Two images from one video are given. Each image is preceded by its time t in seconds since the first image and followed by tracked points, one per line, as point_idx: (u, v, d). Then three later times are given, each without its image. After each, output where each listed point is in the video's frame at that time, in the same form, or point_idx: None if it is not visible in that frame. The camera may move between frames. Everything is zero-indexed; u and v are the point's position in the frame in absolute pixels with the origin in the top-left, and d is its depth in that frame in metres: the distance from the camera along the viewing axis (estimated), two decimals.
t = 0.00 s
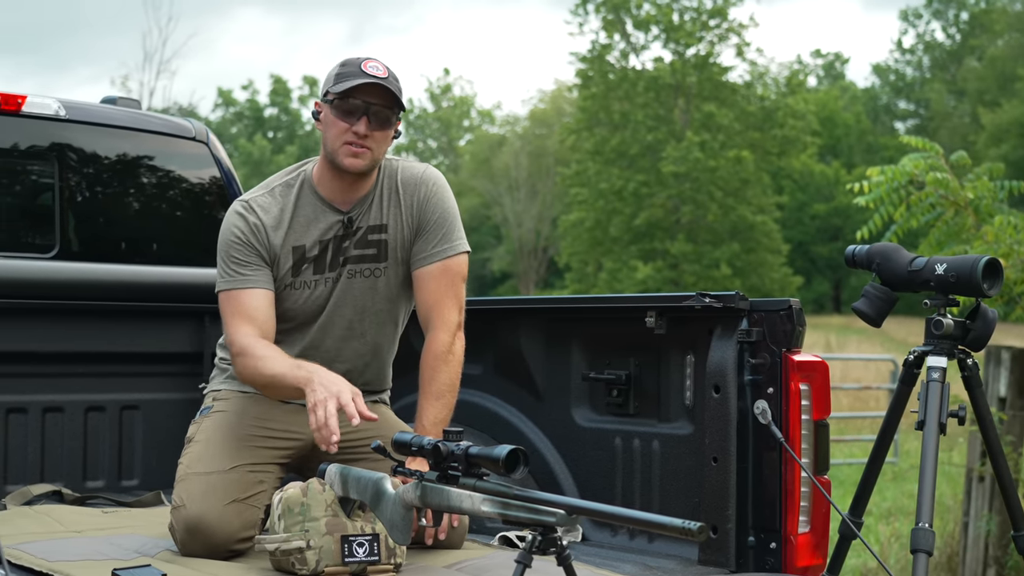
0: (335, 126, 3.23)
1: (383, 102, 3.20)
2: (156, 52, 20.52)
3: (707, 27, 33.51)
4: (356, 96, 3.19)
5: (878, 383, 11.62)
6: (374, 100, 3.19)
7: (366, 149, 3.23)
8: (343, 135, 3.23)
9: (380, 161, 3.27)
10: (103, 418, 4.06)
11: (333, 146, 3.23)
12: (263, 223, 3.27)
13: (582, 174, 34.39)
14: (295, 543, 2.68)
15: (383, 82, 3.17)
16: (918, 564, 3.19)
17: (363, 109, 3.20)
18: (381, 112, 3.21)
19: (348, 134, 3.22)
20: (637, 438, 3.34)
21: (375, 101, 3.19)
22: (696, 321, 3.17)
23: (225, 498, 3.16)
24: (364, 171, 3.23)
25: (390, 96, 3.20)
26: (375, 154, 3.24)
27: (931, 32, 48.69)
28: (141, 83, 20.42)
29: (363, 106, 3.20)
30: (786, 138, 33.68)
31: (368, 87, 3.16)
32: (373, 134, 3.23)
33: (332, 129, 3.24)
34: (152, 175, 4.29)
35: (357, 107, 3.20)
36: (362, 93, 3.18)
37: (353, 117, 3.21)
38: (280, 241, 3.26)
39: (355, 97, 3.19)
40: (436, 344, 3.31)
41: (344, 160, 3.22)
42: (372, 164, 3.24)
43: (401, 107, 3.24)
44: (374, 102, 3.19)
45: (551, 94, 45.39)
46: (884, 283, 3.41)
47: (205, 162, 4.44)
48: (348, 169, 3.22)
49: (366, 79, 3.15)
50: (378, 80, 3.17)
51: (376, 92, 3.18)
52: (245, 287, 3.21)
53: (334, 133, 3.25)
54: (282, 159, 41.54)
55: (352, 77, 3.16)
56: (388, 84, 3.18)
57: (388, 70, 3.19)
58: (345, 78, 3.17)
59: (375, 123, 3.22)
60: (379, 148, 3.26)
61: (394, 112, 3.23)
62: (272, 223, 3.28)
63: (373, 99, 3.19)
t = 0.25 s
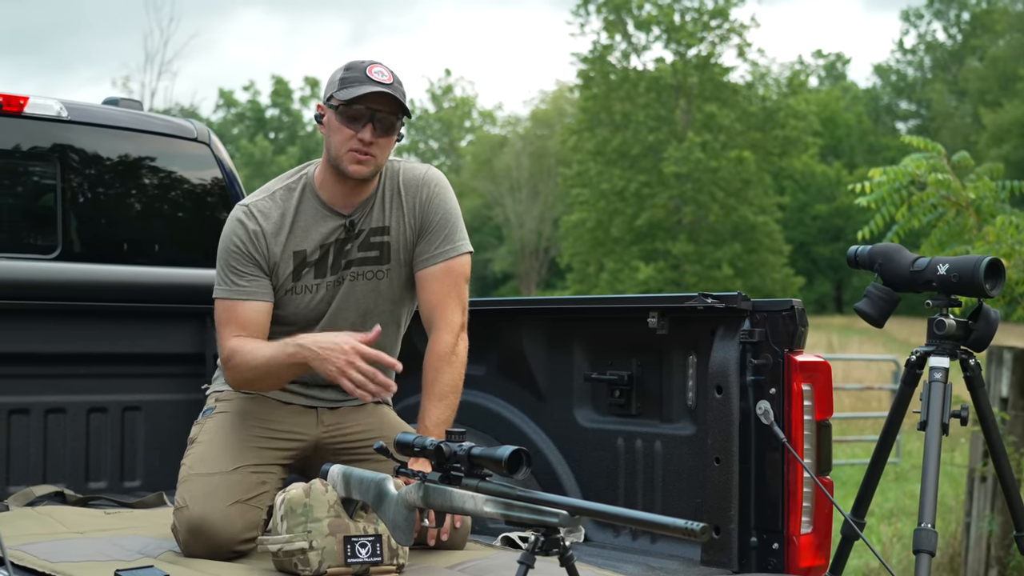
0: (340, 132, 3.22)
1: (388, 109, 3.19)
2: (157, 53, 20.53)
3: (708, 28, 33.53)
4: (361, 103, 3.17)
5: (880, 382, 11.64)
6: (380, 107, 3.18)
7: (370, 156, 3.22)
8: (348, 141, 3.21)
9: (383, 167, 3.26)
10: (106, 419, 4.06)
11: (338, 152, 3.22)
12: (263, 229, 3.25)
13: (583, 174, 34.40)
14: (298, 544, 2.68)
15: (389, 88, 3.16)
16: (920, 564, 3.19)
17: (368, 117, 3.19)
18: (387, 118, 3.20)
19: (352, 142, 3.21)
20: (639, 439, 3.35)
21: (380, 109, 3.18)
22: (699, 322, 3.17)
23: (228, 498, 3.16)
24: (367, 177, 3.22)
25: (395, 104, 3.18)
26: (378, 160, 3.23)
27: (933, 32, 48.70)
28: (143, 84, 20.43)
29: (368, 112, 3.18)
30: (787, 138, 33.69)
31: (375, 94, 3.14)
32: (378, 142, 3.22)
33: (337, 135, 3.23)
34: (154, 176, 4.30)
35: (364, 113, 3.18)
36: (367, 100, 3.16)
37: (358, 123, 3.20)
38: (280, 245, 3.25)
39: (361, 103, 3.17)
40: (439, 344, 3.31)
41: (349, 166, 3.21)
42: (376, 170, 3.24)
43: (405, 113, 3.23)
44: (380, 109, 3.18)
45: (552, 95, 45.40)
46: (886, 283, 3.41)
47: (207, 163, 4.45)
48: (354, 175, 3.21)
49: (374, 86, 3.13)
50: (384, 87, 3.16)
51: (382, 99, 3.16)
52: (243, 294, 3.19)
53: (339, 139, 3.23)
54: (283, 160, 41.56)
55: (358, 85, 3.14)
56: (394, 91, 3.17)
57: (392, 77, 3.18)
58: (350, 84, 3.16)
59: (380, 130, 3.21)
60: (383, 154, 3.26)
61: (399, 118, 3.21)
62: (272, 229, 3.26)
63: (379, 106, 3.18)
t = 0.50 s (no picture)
0: (340, 135, 3.24)
1: (387, 111, 3.22)
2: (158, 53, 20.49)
3: (710, 28, 33.54)
4: (361, 105, 3.20)
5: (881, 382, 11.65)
6: (380, 108, 3.21)
7: (371, 158, 3.24)
8: (349, 145, 3.23)
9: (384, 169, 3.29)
10: (108, 419, 4.07)
11: (338, 155, 3.23)
12: (261, 230, 3.27)
13: (584, 174, 34.36)
14: (301, 543, 2.68)
15: (388, 90, 3.19)
16: (923, 565, 3.18)
17: (368, 118, 3.22)
18: (386, 119, 3.23)
19: (353, 145, 3.23)
20: (642, 438, 3.34)
21: (380, 110, 3.20)
22: (701, 321, 3.17)
23: (231, 499, 3.16)
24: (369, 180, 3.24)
25: (393, 104, 3.21)
26: (380, 162, 3.26)
27: (933, 32, 48.70)
28: (143, 84, 20.41)
29: (369, 116, 3.22)
30: (788, 138, 33.68)
31: (376, 97, 3.18)
32: (378, 142, 3.25)
33: (336, 137, 3.25)
34: (156, 177, 4.30)
35: (365, 117, 3.21)
36: (368, 102, 3.19)
37: (357, 125, 3.22)
38: (278, 249, 3.27)
39: (362, 106, 3.20)
40: (440, 345, 3.31)
41: (349, 169, 3.22)
42: (376, 172, 3.26)
43: (403, 114, 3.26)
44: (379, 111, 3.21)
45: (553, 95, 45.37)
46: (889, 283, 3.41)
47: (209, 163, 4.45)
48: (355, 179, 3.23)
49: (374, 89, 3.17)
50: (383, 88, 3.19)
51: (382, 102, 3.19)
52: (238, 303, 3.27)
53: (339, 142, 3.25)
54: (284, 160, 41.53)
55: (358, 87, 3.18)
56: (392, 92, 3.21)
57: (389, 77, 3.22)
58: (349, 86, 3.19)
59: (380, 132, 3.24)
60: (382, 156, 3.28)
61: (398, 118, 3.25)
62: (271, 232, 3.28)
63: (378, 108, 3.21)
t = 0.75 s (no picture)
0: (339, 142, 3.21)
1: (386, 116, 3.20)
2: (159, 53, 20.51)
3: (710, 29, 33.55)
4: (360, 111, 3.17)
5: (882, 383, 11.64)
6: (380, 114, 3.19)
7: (371, 162, 3.21)
8: (353, 152, 3.20)
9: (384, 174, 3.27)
10: (109, 420, 4.06)
11: (337, 160, 3.21)
12: (256, 236, 3.28)
13: (585, 175, 34.33)
14: (304, 545, 2.69)
15: (387, 95, 3.18)
16: (925, 565, 3.18)
17: (368, 123, 3.19)
18: (385, 124, 3.22)
19: (355, 152, 3.20)
20: (643, 439, 3.35)
21: (379, 116, 3.19)
22: (703, 323, 3.17)
23: (234, 499, 3.16)
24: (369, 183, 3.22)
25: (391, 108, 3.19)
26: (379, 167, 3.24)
27: (934, 33, 48.72)
28: (144, 85, 20.42)
29: (371, 123, 3.20)
30: (789, 139, 33.69)
31: (378, 103, 3.16)
32: (377, 147, 3.22)
33: (334, 144, 3.23)
34: (157, 177, 4.31)
35: (366, 124, 3.20)
36: (367, 109, 3.17)
37: (357, 132, 3.20)
38: (274, 254, 3.28)
39: (365, 112, 3.17)
40: (438, 344, 3.30)
41: (351, 175, 3.20)
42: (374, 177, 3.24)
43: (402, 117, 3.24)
44: (381, 117, 3.19)
45: (554, 96, 45.35)
46: (891, 284, 3.41)
47: (211, 164, 4.46)
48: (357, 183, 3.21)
49: (375, 95, 3.16)
50: (381, 93, 3.18)
51: (384, 108, 3.18)
52: (235, 312, 3.28)
53: (340, 150, 3.21)
54: (285, 161, 41.52)
55: (358, 92, 3.16)
56: (389, 96, 3.20)
57: (386, 81, 3.21)
58: (348, 92, 3.17)
59: (379, 137, 3.23)
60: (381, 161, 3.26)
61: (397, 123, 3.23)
62: (266, 238, 3.29)
63: (378, 113, 3.18)
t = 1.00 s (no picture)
0: (323, 145, 3.20)
1: (368, 120, 3.16)
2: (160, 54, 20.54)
3: (710, 30, 33.54)
4: (341, 114, 3.15)
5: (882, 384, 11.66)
6: (360, 117, 3.15)
7: (353, 166, 3.19)
8: (331, 154, 3.19)
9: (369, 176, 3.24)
10: (110, 421, 4.07)
11: (321, 163, 3.20)
12: (254, 237, 3.28)
13: (585, 176, 34.33)
14: (305, 546, 2.69)
15: (368, 98, 3.13)
16: (926, 566, 3.19)
17: (349, 127, 3.16)
18: (367, 127, 3.17)
19: (335, 154, 3.18)
20: (644, 440, 3.35)
21: (360, 120, 3.15)
22: (704, 324, 3.17)
23: (234, 500, 3.16)
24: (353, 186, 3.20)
25: (373, 114, 3.15)
26: (363, 170, 3.21)
27: (934, 34, 48.76)
28: (144, 86, 20.44)
29: (348, 125, 3.16)
30: (788, 140, 33.70)
31: (355, 107, 3.12)
32: (361, 150, 3.19)
33: (319, 147, 3.21)
34: (158, 178, 4.31)
35: (345, 127, 3.16)
36: (349, 113, 3.14)
37: (339, 135, 3.17)
38: (272, 256, 3.27)
39: (340, 116, 3.14)
40: (437, 346, 3.30)
41: (330, 179, 3.19)
42: (361, 179, 3.21)
43: (387, 121, 3.19)
44: (359, 120, 3.15)
45: (554, 97, 45.35)
46: (891, 285, 3.41)
47: (212, 165, 4.46)
48: (336, 187, 3.19)
49: (353, 99, 3.11)
50: (364, 97, 3.13)
51: (363, 112, 3.13)
52: (233, 312, 3.27)
53: (322, 153, 3.21)
54: (285, 162, 41.56)
55: (337, 96, 3.12)
56: (374, 100, 3.14)
57: (371, 83, 3.15)
58: (329, 96, 3.13)
59: (362, 140, 3.19)
60: (368, 163, 3.23)
61: (381, 127, 3.18)
62: (264, 239, 3.28)
63: (358, 117, 3.15)
